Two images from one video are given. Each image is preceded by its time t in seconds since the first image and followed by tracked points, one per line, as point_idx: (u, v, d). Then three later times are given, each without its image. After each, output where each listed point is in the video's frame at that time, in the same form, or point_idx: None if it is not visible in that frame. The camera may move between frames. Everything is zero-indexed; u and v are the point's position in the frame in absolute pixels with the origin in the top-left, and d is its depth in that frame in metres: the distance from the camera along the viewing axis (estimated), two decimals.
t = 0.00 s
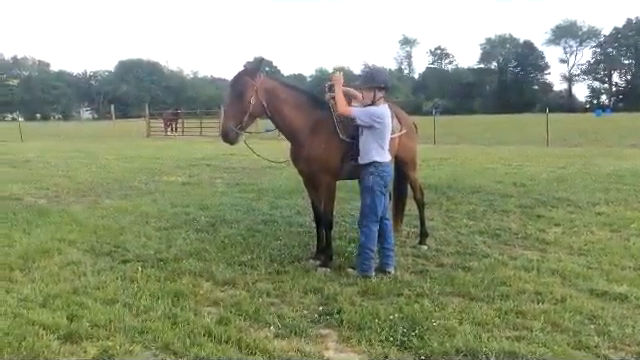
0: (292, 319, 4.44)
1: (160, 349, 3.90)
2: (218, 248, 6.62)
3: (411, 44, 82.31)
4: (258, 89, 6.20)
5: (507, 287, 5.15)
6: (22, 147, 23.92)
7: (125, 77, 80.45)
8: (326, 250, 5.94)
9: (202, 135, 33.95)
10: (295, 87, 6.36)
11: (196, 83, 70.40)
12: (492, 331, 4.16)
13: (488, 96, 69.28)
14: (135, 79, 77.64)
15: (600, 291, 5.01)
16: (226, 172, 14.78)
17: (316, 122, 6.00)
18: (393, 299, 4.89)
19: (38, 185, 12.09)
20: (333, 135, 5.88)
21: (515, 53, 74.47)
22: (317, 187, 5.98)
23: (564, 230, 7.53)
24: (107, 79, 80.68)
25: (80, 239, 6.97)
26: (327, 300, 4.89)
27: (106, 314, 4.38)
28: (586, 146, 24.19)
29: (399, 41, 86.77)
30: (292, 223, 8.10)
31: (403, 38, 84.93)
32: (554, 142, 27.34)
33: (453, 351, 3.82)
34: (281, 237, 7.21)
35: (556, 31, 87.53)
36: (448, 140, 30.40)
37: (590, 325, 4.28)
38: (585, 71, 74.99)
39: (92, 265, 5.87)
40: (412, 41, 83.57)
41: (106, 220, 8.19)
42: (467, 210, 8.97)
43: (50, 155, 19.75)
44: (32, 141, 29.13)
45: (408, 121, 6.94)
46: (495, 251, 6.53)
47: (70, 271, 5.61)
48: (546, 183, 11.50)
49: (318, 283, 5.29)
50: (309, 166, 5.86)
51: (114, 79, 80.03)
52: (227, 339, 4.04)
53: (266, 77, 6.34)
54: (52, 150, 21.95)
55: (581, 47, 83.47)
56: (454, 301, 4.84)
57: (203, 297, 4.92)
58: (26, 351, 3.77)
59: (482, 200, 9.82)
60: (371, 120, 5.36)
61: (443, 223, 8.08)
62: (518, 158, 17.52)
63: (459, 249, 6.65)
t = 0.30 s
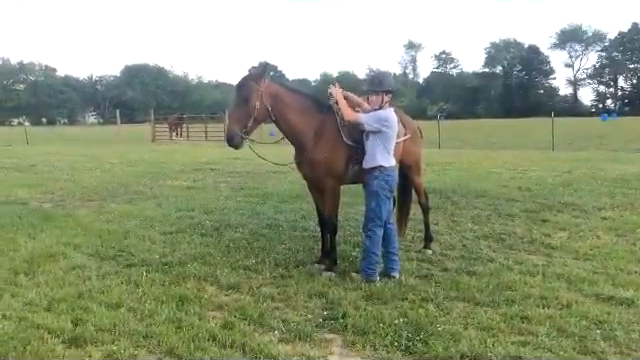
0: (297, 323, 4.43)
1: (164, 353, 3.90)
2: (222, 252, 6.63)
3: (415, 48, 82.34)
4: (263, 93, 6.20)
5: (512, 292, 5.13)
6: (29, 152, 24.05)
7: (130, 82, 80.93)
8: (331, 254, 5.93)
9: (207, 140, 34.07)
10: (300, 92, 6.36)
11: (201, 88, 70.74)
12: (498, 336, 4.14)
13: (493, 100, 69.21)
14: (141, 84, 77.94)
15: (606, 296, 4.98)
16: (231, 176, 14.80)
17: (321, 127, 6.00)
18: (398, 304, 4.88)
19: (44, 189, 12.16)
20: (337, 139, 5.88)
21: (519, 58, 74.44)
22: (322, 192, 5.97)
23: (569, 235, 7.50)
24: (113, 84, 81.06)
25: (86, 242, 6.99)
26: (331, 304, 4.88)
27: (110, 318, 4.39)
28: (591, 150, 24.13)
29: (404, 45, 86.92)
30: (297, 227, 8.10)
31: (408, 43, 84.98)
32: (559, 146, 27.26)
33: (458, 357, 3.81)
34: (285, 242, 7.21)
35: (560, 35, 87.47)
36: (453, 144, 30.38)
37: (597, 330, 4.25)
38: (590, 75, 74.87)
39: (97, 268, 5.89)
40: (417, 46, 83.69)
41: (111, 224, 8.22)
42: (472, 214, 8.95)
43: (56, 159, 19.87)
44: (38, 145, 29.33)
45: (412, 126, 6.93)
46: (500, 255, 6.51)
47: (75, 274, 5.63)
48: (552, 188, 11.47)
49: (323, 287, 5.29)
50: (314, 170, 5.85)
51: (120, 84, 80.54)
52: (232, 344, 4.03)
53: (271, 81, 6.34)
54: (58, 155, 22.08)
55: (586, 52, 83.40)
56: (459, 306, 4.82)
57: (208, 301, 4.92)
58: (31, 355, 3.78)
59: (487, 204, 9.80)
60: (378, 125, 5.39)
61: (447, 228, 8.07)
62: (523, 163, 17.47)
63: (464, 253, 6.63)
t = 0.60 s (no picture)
0: (298, 326, 4.43)
1: (166, 356, 3.89)
2: (223, 255, 6.62)
3: (416, 50, 82.37)
4: (264, 96, 6.21)
5: (514, 294, 5.12)
6: (30, 155, 24.11)
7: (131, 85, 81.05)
8: (332, 257, 5.92)
9: (208, 142, 34.10)
10: (301, 94, 6.37)
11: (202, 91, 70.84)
12: (499, 339, 4.14)
13: (493, 102, 69.22)
14: (141, 87, 77.98)
15: (608, 298, 4.97)
16: (232, 179, 14.81)
17: (322, 129, 6.01)
18: (399, 306, 4.87)
19: (45, 192, 12.18)
20: (338, 141, 5.90)
21: (520, 59, 74.47)
22: (323, 195, 5.97)
23: (570, 237, 7.48)
24: (114, 87, 81.24)
25: (87, 246, 6.99)
26: (333, 307, 4.88)
27: (111, 321, 4.39)
28: (592, 151, 24.11)
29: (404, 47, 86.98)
30: (298, 230, 8.10)
31: (408, 45, 85.08)
32: (559, 148, 27.26)
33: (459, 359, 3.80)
34: (286, 244, 7.21)
35: (561, 36, 87.49)
36: (453, 146, 30.39)
37: (599, 332, 4.25)
38: (591, 77, 74.85)
39: (98, 272, 5.89)
40: (417, 48, 83.74)
41: (112, 228, 8.23)
42: (472, 216, 8.95)
43: (57, 163, 19.91)
44: (39, 149, 29.38)
45: (413, 128, 6.92)
46: (501, 257, 6.50)
47: (76, 278, 5.63)
48: (553, 189, 11.47)
49: (324, 290, 5.28)
50: (315, 172, 5.85)
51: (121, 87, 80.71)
52: (233, 347, 4.03)
53: (271, 84, 6.35)
54: (58, 158, 22.11)
55: (586, 53, 83.41)
56: (460, 308, 4.81)
57: (209, 304, 4.92)
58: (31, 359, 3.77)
59: (488, 206, 9.79)
60: (379, 129, 5.39)
61: (448, 230, 8.06)
62: (523, 165, 17.46)
63: (466, 255, 6.62)
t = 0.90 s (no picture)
0: (303, 327, 4.43)
1: (170, 356, 3.90)
2: (228, 255, 6.62)
3: (420, 50, 82.31)
4: (268, 96, 6.19)
5: (519, 294, 5.11)
6: (36, 155, 24.24)
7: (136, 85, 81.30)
8: (336, 257, 5.92)
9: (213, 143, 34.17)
10: (305, 95, 6.37)
11: (206, 91, 71.00)
12: (504, 339, 4.13)
13: (498, 102, 69.10)
14: (146, 87, 78.22)
15: (614, 298, 4.95)
16: (236, 179, 14.84)
17: (326, 130, 6.01)
18: (404, 307, 4.86)
19: (50, 192, 12.23)
20: (342, 142, 5.91)
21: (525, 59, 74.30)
22: (327, 195, 5.96)
23: (576, 237, 7.46)
24: (119, 88, 81.54)
25: (92, 246, 7.01)
26: (337, 307, 4.88)
27: (116, 321, 4.40)
28: (597, 151, 24.01)
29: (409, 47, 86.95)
30: (302, 230, 8.10)
31: (412, 45, 85.05)
32: (564, 148, 27.20)
33: None
34: (291, 244, 7.21)
35: (566, 36, 87.23)
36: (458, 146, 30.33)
37: (604, 333, 4.23)
38: (596, 77, 74.61)
39: (103, 272, 5.90)
40: (422, 48, 83.68)
41: (117, 227, 8.26)
42: (477, 216, 8.93)
43: (62, 163, 20.00)
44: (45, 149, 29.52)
45: (417, 128, 6.91)
46: (507, 258, 6.48)
47: (81, 278, 5.65)
48: (558, 190, 11.43)
49: (329, 291, 5.28)
50: (320, 173, 5.85)
51: (126, 87, 81.01)
52: (237, 347, 4.03)
53: (275, 85, 6.34)
54: (64, 158, 22.19)
55: (591, 53, 83.13)
56: (465, 309, 4.80)
57: (214, 304, 4.92)
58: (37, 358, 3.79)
59: (493, 207, 9.76)
60: (381, 128, 5.38)
61: (453, 230, 8.04)
62: (528, 165, 17.44)
63: (471, 256, 6.60)
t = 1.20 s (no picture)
0: (299, 330, 4.41)
1: (165, 358, 3.88)
2: (224, 257, 6.61)
3: (418, 54, 82.46)
4: (266, 98, 6.19)
5: (515, 298, 5.10)
6: (32, 156, 24.18)
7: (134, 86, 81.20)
8: (333, 259, 5.92)
9: (210, 145, 34.14)
10: (303, 97, 6.37)
11: (204, 94, 71.10)
12: (500, 343, 4.12)
13: (495, 106, 69.23)
14: (144, 89, 78.21)
15: (609, 303, 4.95)
16: (233, 181, 14.81)
17: (323, 132, 6.01)
18: (399, 310, 4.85)
19: (47, 193, 12.19)
20: (340, 144, 5.90)
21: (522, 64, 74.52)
22: (324, 198, 5.95)
23: (572, 241, 7.47)
24: (116, 89, 81.51)
25: (88, 247, 6.98)
26: (333, 310, 4.87)
27: (111, 323, 4.38)
28: (595, 156, 24.04)
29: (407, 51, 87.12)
30: (298, 233, 8.09)
31: (410, 48, 85.21)
32: (561, 152, 27.25)
33: None
34: (287, 247, 7.20)
35: (563, 41, 87.51)
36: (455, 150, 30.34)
37: (600, 337, 4.23)
38: (594, 82, 74.80)
39: (99, 273, 5.88)
40: (420, 51, 83.82)
41: (112, 229, 8.23)
42: (474, 220, 8.93)
43: (59, 164, 19.95)
44: (42, 150, 29.48)
45: (415, 131, 6.92)
46: (503, 261, 6.48)
47: (77, 279, 5.63)
48: (555, 194, 11.44)
49: (325, 293, 5.26)
50: (316, 175, 5.85)
51: (124, 89, 80.97)
52: (233, 349, 4.01)
53: (274, 87, 6.34)
54: (61, 159, 22.17)
55: (589, 58, 83.37)
56: (461, 312, 4.79)
57: (209, 307, 4.91)
58: None
59: (490, 211, 9.77)
60: (365, 127, 5.40)
61: (450, 234, 8.04)
62: (525, 169, 17.48)
63: (467, 259, 6.60)
